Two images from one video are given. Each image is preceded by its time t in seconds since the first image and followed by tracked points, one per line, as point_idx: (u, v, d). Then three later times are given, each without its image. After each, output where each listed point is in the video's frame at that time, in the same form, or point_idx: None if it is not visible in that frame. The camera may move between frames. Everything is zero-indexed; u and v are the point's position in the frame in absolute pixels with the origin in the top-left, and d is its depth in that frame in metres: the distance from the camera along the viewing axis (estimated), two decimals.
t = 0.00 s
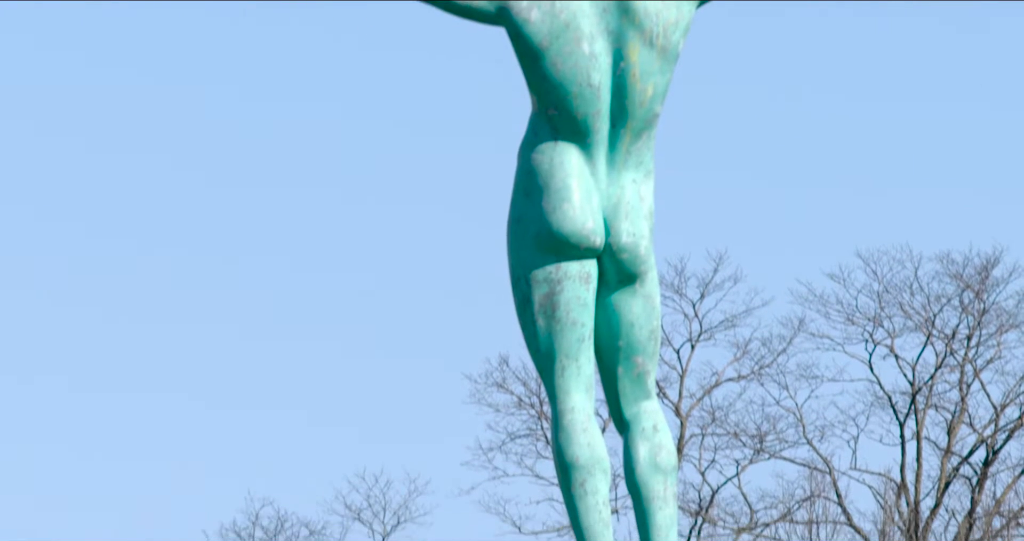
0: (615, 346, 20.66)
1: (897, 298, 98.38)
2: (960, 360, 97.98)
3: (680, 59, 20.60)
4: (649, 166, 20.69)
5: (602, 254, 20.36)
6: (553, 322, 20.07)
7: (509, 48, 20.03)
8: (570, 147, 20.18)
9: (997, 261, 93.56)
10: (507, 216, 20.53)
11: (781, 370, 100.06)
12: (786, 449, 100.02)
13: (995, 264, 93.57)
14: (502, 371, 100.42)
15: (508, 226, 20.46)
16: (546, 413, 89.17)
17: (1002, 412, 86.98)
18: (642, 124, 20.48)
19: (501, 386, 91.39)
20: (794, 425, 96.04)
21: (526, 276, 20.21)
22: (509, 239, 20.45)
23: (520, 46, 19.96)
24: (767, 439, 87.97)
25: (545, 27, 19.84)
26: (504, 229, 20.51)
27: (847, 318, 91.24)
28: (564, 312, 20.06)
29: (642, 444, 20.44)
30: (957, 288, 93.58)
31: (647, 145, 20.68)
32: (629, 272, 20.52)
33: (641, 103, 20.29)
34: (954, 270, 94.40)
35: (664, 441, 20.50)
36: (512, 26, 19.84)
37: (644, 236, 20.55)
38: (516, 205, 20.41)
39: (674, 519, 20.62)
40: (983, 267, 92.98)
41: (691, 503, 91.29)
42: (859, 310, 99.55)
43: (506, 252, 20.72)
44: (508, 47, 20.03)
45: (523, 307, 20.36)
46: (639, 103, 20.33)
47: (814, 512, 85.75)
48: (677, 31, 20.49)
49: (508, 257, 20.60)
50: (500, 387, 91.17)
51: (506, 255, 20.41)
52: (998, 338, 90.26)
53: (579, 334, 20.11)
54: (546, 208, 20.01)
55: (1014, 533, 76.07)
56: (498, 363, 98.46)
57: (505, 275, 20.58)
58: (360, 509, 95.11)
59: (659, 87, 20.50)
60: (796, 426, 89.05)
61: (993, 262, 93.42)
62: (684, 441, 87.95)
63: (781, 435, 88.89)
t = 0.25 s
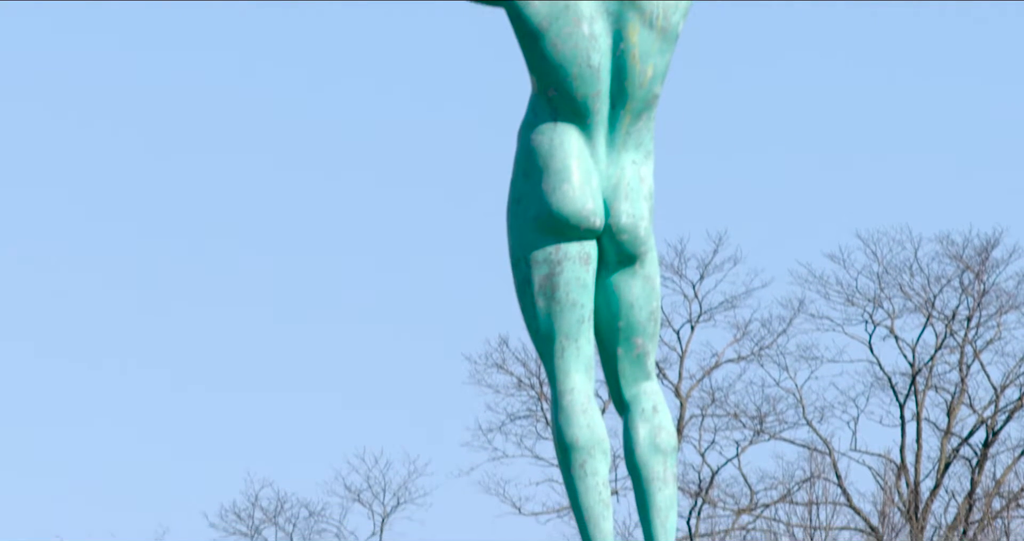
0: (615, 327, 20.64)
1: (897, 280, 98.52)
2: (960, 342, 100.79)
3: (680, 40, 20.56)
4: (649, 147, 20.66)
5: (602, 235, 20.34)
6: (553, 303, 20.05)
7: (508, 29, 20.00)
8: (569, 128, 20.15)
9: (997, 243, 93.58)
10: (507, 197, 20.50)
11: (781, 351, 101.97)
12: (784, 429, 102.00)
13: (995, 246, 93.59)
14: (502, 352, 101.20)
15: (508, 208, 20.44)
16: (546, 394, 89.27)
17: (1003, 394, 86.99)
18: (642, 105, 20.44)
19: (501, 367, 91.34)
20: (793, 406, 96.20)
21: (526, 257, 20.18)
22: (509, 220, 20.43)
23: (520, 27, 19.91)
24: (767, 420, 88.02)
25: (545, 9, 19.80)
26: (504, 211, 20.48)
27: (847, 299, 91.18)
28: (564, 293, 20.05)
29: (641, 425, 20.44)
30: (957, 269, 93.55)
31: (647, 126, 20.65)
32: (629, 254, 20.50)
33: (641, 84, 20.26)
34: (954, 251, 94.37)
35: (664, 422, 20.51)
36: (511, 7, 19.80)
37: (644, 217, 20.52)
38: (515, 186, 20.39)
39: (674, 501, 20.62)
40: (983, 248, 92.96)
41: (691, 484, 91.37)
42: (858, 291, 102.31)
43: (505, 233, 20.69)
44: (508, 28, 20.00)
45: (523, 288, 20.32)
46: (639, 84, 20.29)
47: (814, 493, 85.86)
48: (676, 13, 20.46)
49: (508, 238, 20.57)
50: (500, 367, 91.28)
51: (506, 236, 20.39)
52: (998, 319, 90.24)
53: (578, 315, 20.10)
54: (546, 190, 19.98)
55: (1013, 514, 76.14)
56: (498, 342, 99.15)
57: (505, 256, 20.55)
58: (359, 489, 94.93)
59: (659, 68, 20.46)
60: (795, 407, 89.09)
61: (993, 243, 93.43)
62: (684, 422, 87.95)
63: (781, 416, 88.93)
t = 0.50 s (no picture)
0: (615, 309, 20.64)
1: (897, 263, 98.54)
2: (959, 324, 110.22)
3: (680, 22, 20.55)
4: (649, 129, 20.63)
5: (602, 217, 20.33)
6: (553, 285, 20.05)
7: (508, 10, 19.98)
8: (569, 110, 20.12)
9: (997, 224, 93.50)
10: (507, 178, 20.49)
11: (781, 333, 111.08)
12: (785, 412, 110.81)
13: (995, 227, 93.52)
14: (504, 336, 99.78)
15: (508, 190, 20.42)
16: (546, 376, 89.33)
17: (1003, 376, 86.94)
18: (642, 87, 20.40)
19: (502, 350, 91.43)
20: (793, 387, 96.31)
21: (526, 239, 20.16)
22: (508, 203, 20.42)
23: (520, 9, 19.88)
24: (767, 402, 87.97)
25: None
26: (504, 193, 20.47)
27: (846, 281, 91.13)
28: (564, 276, 20.05)
29: (642, 407, 20.45)
30: (956, 251, 93.46)
31: (647, 108, 20.63)
32: (629, 236, 20.49)
33: (641, 66, 20.25)
34: (954, 233, 94.28)
35: (664, 405, 20.51)
36: None
37: (644, 198, 20.51)
38: (515, 168, 20.37)
39: (674, 482, 20.63)
40: (984, 230, 92.88)
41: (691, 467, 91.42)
42: (859, 273, 111.27)
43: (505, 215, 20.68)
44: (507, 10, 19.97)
45: (522, 270, 20.31)
46: (639, 65, 20.27)
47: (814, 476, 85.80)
48: None
49: (508, 220, 20.55)
50: (500, 349, 91.36)
51: (506, 218, 20.37)
52: (998, 301, 90.20)
53: (578, 297, 20.09)
54: (546, 171, 19.97)
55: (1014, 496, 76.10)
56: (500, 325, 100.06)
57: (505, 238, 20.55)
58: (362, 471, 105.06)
59: (660, 49, 20.44)
60: (796, 389, 89.08)
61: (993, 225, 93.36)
62: (684, 405, 87.91)
63: (781, 398, 88.93)
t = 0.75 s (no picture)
0: (616, 291, 20.62)
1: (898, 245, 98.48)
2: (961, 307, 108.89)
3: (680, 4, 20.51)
4: (650, 112, 20.60)
5: (602, 199, 20.32)
6: (553, 268, 20.06)
7: None
8: (570, 93, 20.11)
9: (998, 207, 93.52)
10: (507, 161, 20.47)
11: (782, 316, 110.29)
12: (785, 395, 109.86)
13: (996, 210, 93.48)
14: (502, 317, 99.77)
15: (508, 172, 20.40)
16: (546, 358, 89.26)
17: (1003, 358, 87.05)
18: (642, 70, 20.37)
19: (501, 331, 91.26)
20: (792, 370, 96.38)
21: (526, 222, 20.15)
22: (509, 186, 20.40)
23: None
24: (767, 385, 87.99)
25: None
26: (504, 176, 20.45)
27: (847, 264, 91.07)
28: (564, 259, 20.05)
29: (642, 390, 20.44)
30: (957, 235, 93.46)
31: (648, 91, 20.61)
32: (629, 219, 20.48)
33: (642, 48, 20.23)
34: (955, 216, 94.30)
35: (665, 387, 20.51)
36: None
37: (645, 181, 20.50)
38: (516, 150, 20.36)
39: (674, 465, 20.64)
40: (984, 213, 92.87)
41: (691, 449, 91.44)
42: (859, 256, 110.52)
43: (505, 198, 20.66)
44: None
45: (523, 252, 20.30)
46: (639, 48, 20.25)
47: (814, 458, 86.00)
48: None
49: (509, 202, 20.53)
50: (500, 332, 91.33)
51: (506, 201, 20.36)
52: (999, 284, 90.18)
53: (579, 280, 20.09)
54: (546, 154, 19.95)
55: (1014, 479, 76.24)
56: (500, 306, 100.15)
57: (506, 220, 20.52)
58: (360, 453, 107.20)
59: (660, 32, 20.40)
60: (796, 372, 89.08)
61: (994, 208, 93.32)
62: (685, 388, 87.87)
63: (782, 381, 88.96)
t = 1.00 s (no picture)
0: (616, 276, 20.63)
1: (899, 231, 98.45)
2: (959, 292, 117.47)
3: None
4: (650, 96, 20.58)
5: (602, 184, 20.31)
6: (553, 253, 20.06)
7: None
8: (569, 77, 20.09)
9: (998, 192, 93.54)
10: (506, 145, 20.46)
11: (781, 299, 119.65)
12: (786, 377, 119.53)
13: (996, 195, 93.44)
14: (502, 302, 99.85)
15: (508, 157, 20.39)
16: (546, 343, 89.29)
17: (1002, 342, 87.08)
18: (642, 54, 20.35)
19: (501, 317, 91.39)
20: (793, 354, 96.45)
21: (526, 207, 20.14)
22: (509, 170, 20.38)
23: None
24: (767, 370, 88.05)
25: None
26: (504, 160, 20.44)
27: (847, 248, 91.13)
28: (564, 243, 20.04)
29: (642, 375, 20.45)
30: (957, 219, 93.44)
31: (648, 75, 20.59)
32: (629, 203, 20.47)
33: (641, 33, 20.21)
34: (954, 200, 94.27)
35: (665, 372, 20.52)
36: None
37: (645, 165, 20.48)
38: (516, 135, 20.34)
39: (674, 449, 20.65)
40: (984, 198, 92.87)
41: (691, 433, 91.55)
42: (859, 241, 119.74)
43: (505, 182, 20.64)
44: None
45: (523, 237, 20.28)
46: (639, 32, 20.23)
47: (814, 442, 85.99)
48: None
49: (508, 186, 20.52)
50: (500, 316, 91.39)
51: (506, 185, 20.35)
52: (998, 268, 90.20)
53: (579, 264, 20.09)
54: (546, 138, 19.95)
55: (1013, 463, 76.21)
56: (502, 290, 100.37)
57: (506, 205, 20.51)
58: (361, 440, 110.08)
59: (660, 16, 20.39)
60: (796, 357, 89.10)
61: (994, 192, 93.30)
62: (685, 373, 87.82)
63: (782, 366, 88.99)
